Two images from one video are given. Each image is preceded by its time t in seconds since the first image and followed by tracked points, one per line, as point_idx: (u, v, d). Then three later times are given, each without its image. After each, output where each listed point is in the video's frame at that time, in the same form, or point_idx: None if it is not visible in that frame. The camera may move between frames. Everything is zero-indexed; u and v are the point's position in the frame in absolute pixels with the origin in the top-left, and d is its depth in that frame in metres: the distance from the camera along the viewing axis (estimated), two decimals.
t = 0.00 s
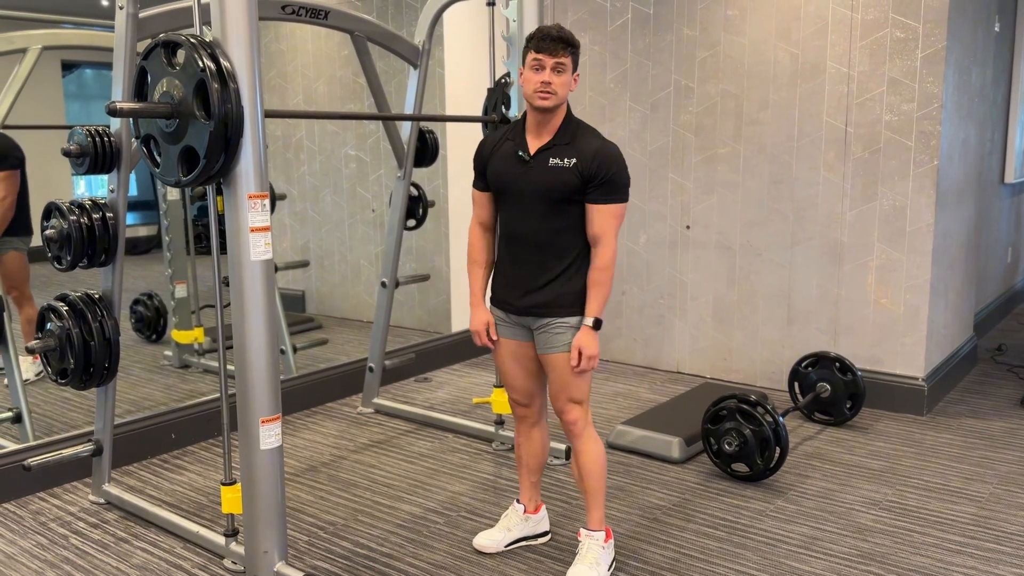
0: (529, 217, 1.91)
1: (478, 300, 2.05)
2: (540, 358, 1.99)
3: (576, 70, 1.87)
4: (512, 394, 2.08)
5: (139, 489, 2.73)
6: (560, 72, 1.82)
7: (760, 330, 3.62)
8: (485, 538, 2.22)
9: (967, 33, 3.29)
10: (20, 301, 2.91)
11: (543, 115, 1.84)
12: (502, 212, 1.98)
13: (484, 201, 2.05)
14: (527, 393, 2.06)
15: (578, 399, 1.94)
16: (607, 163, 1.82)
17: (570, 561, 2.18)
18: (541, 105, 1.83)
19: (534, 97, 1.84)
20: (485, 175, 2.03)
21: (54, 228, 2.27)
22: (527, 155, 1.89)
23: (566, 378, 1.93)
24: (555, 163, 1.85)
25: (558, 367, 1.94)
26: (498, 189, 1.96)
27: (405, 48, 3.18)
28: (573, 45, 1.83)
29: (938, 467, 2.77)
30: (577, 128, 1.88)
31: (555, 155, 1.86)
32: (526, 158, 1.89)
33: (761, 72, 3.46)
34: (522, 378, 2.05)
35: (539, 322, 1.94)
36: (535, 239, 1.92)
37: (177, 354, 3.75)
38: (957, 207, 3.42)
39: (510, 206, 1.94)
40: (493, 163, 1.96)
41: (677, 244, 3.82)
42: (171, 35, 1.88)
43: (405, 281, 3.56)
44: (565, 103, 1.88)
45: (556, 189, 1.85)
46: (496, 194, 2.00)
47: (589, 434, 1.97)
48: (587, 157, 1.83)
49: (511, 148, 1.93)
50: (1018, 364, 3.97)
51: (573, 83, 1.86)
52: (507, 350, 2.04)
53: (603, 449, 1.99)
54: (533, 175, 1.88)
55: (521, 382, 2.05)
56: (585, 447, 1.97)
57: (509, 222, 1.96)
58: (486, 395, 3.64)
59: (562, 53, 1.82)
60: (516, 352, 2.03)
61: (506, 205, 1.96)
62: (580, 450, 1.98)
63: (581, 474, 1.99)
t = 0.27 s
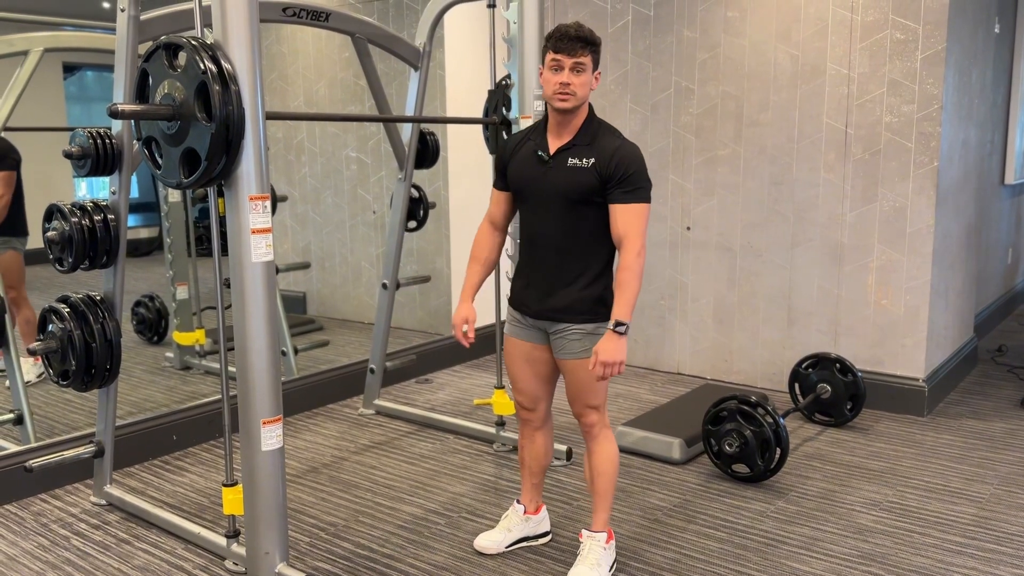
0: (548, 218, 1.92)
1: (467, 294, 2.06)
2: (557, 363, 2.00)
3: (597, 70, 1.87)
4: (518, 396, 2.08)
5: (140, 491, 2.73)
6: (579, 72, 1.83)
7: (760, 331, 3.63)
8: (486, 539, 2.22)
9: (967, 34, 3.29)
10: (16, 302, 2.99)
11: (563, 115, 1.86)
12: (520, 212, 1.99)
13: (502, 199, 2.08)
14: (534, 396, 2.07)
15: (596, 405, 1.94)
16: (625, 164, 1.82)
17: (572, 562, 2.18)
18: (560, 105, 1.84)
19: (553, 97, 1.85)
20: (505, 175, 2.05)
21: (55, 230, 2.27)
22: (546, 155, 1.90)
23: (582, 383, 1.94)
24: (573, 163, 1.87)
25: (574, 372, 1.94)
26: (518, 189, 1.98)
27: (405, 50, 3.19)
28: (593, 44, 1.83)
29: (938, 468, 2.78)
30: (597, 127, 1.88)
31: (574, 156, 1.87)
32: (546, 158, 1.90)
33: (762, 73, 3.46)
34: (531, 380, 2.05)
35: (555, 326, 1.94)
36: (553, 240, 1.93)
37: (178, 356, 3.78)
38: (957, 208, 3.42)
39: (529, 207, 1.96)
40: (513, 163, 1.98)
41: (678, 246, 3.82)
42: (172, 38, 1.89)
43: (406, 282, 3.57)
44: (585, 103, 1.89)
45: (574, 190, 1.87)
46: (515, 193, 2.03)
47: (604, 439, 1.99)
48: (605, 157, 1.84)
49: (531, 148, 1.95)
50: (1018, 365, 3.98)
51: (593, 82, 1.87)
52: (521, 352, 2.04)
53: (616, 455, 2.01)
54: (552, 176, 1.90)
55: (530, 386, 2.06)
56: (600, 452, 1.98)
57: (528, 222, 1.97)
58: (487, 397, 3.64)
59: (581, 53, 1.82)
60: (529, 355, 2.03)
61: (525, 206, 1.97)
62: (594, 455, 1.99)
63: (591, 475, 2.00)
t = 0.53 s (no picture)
0: (563, 222, 1.94)
1: (493, 298, 2.08)
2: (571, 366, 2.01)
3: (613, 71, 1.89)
4: (531, 396, 2.10)
5: (140, 492, 2.73)
6: (594, 74, 1.85)
7: (760, 332, 3.63)
8: (485, 538, 2.22)
9: (966, 35, 3.29)
10: (16, 301, 2.94)
11: (579, 117, 1.88)
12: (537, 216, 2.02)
13: (524, 202, 2.10)
14: (546, 398, 2.08)
15: (608, 408, 1.95)
16: (637, 169, 1.82)
17: (571, 563, 2.18)
18: (576, 107, 1.87)
19: (569, 99, 1.88)
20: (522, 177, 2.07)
21: (55, 232, 2.27)
22: (562, 158, 1.92)
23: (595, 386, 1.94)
24: (587, 167, 1.88)
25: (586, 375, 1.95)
26: (534, 192, 2.00)
27: (404, 51, 3.19)
28: (608, 45, 1.86)
29: (938, 468, 2.78)
30: (612, 130, 1.89)
31: (588, 160, 1.88)
32: (561, 162, 1.92)
33: (761, 74, 3.46)
34: (545, 381, 2.07)
35: (569, 331, 1.96)
36: (566, 244, 1.94)
37: (178, 357, 3.78)
38: (956, 208, 3.42)
39: (544, 210, 1.98)
40: (530, 166, 2.00)
41: (677, 247, 3.83)
42: (171, 39, 1.89)
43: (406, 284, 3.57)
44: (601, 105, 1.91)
45: (587, 195, 1.88)
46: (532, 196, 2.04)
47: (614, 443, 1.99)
48: (618, 162, 1.84)
49: (547, 151, 1.97)
50: (1017, 365, 3.98)
51: (609, 83, 1.88)
52: (536, 352, 2.06)
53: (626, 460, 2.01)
54: (566, 180, 1.91)
55: (543, 386, 2.08)
56: (609, 455, 1.99)
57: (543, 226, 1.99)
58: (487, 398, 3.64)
59: (595, 54, 1.84)
60: (544, 355, 2.05)
61: (541, 209, 1.99)
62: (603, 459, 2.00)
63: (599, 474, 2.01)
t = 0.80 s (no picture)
0: (567, 223, 1.95)
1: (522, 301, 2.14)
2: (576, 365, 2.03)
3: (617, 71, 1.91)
4: (545, 395, 2.14)
5: (138, 494, 2.73)
6: (597, 73, 1.86)
7: (758, 333, 3.63)
8: (534, 526, 2.32)
9: (963, 36, 3.30)
10: (23, 302, 2.85)
11: (582, 118, 1.89)
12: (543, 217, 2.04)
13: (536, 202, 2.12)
14: (560, 397, 2.11)
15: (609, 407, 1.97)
16: (638, 172, 1.82)
17: (569, 563, 2.18)
18: (578, 107, 1.88)
19: (572, 99, 1.89)
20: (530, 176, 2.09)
21: (53, 233, 2.27)
22: (566, 159, 1.93)
23: (595, 385, 1.96)
24: (589, 169, 1.89)
25: (587, 374, 1.97)
26: (540, 192, 2.02)
27: (402, 52, 3.19)
28: (612, 46, 1.87)
29: (936, 469, 2.78)
30: (615, 130, 1.89)
31: (590, 162, 1.89)
32: (565, 163, 1.93)
33: (759, 74, 3.47)
34: (558, 381, 2.10)
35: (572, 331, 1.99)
36: (570, 245, 1.96)
37: (176, 359, 3.77)
38: (954, 209, 3.43)
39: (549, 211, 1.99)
40: (537, 167, 2.02)
41: (675, 247, 3.83)
42: (169, 40, 1.89)
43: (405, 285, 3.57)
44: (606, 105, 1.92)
45: (588, 197, 1.89)
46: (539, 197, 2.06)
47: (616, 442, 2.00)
48: (619, 164, 1.84)
49: (553, 152, 1.98)
50: (1015, 365, 3.99)
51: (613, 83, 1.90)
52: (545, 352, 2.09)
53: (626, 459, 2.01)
54: (569, 181, 1.92)
55: (555, 385, 2.11)
56: (611, 453, 2.00)
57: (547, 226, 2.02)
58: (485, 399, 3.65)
59: (599, 53, 1.86)
60: (553, 355, 2.08)
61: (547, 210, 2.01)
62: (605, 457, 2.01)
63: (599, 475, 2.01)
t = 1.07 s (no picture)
0: (565, 224, 1.98)
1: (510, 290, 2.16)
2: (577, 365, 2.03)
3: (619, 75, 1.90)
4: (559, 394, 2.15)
5: (135, 494, 2.73)
6: (599, 77, 1.86)
7: (755, 333, 3.64)
8: (561, 525, 2.32)
9: (959, 36, 3.31)
10: (29, 302, 2.92)
11: (585, 120, 1.89)
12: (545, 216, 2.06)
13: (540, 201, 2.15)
14: (572, 395, 2.12)
15: (604, 408, 1.96)
16: (631, 174, 1.83)
17: (566, 563, 2.18)
18: (580, 110, 1.88)
19: (574, 101, 1.89)
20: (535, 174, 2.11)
21: (50, 233, 2.26)
22: (567, 158, 1.95)
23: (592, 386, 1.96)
24: (587, 169, 1.90)
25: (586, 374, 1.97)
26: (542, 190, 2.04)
27: (399, 52, 3.19)
28: (614, 49, 1.87)
29: (932, 468, 2.79)
30: (615, 132, 1.90)
31: (589, 162, 1.90)
32: (565, 162, 1.95)
33: (756, 74, 3.47)
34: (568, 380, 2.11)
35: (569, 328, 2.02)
36: (566, 244, 1.98)
37: (173, 359, 3.76)
38: (950, 209, 3.43)
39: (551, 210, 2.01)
40: (541, 165, 2.04)
41: (672, 248, 3.83)
42: (165, 41, 1.89)
43: (402, 285, 3.56)
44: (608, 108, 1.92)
45: (583, 197, 1.91)
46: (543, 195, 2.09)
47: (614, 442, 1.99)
48: (614, 165, 1.85)
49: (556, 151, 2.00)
50: (1011, 365, 4.00)
51: (615, 87, 1.90)
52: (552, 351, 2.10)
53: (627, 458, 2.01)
54: (568, 180, 1.94)
55: (566, 384, 2.12)
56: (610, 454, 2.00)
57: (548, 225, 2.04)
58: (482, 399, 3.65)
59: (601, 57, 1.86)
60: (558, 355, 2.09)
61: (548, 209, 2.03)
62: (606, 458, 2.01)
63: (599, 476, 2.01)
